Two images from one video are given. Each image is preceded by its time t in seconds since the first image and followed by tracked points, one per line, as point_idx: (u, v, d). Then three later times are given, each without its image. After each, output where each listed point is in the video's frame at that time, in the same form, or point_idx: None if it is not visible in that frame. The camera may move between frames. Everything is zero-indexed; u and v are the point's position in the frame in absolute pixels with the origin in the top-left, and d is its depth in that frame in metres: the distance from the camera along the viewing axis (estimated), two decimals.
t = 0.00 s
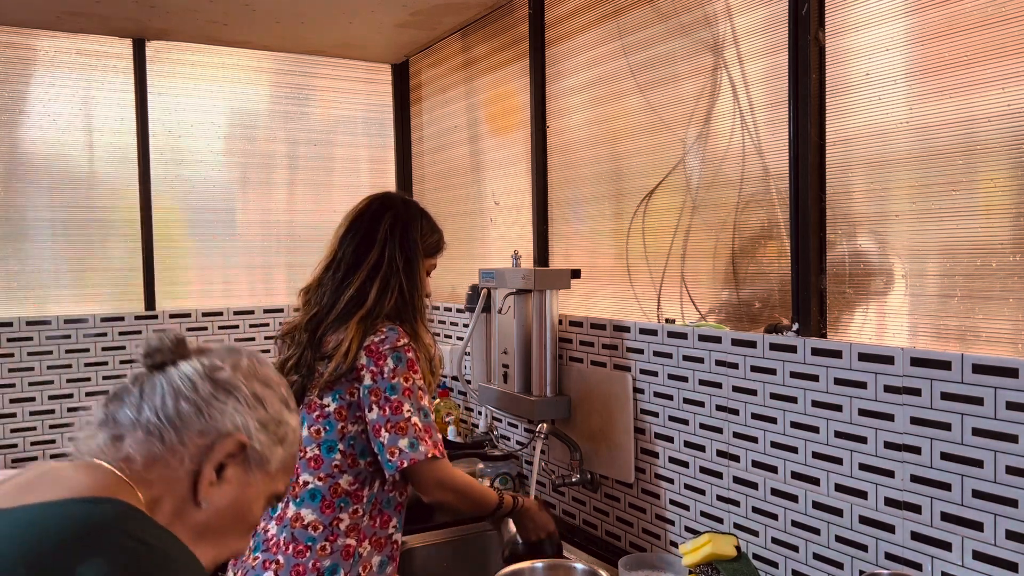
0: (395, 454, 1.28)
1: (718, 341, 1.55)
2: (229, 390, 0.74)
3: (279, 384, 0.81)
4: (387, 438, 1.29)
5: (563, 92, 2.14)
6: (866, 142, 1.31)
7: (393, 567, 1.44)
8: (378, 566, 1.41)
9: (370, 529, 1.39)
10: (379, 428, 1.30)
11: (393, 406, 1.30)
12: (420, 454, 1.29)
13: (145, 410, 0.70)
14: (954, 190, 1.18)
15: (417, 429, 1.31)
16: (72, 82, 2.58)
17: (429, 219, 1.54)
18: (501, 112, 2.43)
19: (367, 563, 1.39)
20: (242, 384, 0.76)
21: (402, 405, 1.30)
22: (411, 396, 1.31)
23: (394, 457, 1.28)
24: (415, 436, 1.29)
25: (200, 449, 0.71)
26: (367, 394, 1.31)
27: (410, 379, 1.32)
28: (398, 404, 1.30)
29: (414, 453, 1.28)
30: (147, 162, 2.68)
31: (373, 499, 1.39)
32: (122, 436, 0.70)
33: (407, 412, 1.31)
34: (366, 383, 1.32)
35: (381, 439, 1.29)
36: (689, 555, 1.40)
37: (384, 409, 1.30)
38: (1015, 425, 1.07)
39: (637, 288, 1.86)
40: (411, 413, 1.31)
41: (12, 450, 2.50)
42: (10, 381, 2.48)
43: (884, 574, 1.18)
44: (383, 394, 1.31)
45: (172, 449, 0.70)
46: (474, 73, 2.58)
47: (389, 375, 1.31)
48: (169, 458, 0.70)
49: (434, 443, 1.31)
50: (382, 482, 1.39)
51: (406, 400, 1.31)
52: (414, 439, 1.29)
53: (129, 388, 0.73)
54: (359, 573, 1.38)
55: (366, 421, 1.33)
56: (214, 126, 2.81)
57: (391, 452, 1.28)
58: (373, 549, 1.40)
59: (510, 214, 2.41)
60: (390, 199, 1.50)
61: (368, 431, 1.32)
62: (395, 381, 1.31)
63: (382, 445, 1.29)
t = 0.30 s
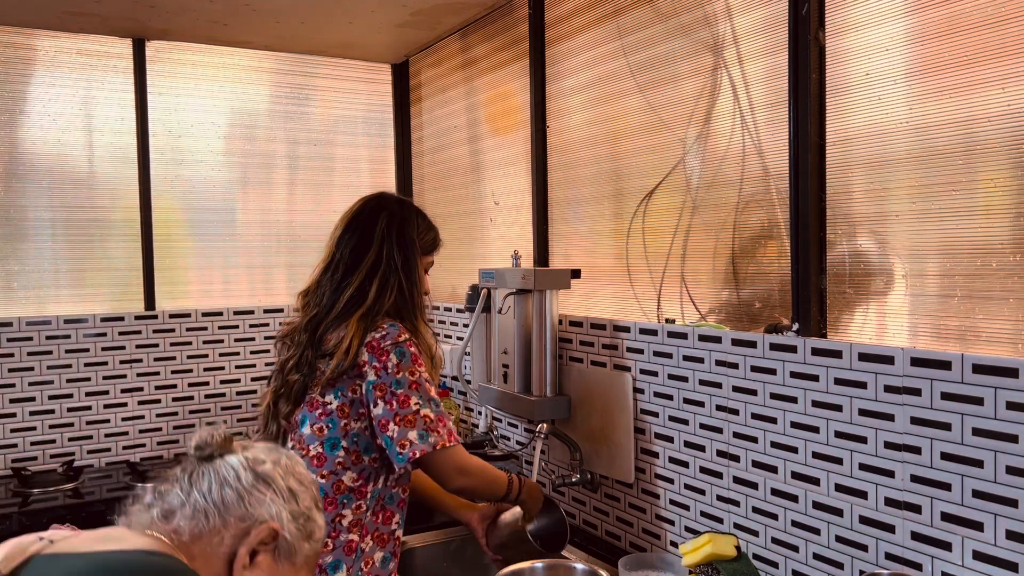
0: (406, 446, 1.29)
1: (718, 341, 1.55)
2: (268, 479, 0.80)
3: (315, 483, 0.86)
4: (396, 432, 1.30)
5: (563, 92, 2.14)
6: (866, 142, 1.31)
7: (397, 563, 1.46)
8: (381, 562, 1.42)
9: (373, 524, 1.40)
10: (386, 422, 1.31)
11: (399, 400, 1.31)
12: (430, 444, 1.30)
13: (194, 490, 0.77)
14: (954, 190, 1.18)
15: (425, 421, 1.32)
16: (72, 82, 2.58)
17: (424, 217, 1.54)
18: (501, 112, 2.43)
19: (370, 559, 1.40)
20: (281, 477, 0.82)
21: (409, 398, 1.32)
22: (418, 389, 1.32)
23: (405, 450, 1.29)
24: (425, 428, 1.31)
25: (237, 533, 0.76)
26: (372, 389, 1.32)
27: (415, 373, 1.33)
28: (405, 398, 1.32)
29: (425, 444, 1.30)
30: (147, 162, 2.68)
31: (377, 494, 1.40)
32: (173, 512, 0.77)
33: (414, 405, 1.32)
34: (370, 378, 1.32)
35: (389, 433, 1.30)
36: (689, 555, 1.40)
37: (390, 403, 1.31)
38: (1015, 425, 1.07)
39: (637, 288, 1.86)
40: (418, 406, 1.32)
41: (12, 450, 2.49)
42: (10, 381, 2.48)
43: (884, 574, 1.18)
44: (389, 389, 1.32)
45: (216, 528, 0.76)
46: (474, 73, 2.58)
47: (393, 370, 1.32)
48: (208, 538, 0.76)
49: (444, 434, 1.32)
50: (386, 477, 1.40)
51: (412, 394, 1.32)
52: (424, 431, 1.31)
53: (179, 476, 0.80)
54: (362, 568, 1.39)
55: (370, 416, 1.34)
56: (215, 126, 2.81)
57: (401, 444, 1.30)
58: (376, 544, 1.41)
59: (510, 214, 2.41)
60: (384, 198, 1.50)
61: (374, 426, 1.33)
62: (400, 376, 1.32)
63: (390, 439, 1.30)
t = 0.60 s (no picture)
0: (415, 440, 1.31)
1: (718, 341, 1.55)
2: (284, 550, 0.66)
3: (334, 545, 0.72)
4: (403, 427, 1.31)
5: (563, 92, 2.14)
6: (866, 142, 1.31)
7: (398, 557, 1.45)
8: (384, 556, 1.42)
9: (375, 519, 1.40)
10: (393, 419, 1.32)
11: (405, 396, 1.33)
12: (437, 438, 1.33)
13: (213, 561, 0.64)
14: (954, 190, 1.18)
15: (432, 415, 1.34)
16: (72, 82, 2.58)
17: (422, 216, 1.55)
18: (501, 112, 2.43)
19: (373, 553, 1.40)
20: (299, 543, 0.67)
21: (415, 394, 1.33)
22: (423, 385, 1.34)
23: (414, 444, 1.31)
24: (431, 422, 1.33)
25: None
26: (377, 387, 1.33)
27: (420, 370, 1.35)
28: (411, 393, 1.33)
29: (431, 438, 1.33)
30: (147, 161, 2.68)
31: (381, 489, 1.40)
32: None
33: (420, 401, 1.34)
34: (375, 376, 1.33)
35: (397, 428, 1.32)
36: (690, 555, 1.40)
37: (396, 399, 1.32)
38: (1015, 425, 1.07)
39: (637, 288, 1.86)
40: (425, 401, 1.34)
41: (12, 450, 2.49)
42: (10, 381, 2.48)
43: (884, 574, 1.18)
44: (394, 386, 1.33)
45: None
46: (474, 73, 2.58)
47: (398, 367, 1.33)
48: None
49: (450, 427, 1.35)
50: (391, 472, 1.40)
51: (418, 390, 1.34)
52: (430, 425, 1.33)
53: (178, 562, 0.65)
54: (364, 562, 1.38)
55: (375, 413, 1.34)
56: (215, 126, 2.81)
57: (410, 439, 1.31)
58: (378, 539, 1.41)
59: (510, 214, 2.41)
60: (382, 198, 1.50)
61: (380, 422, 1.33)
62: (406, 373, 1.33)
63: (398, 434, 1.31)
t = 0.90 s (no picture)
0: (428, 438, 1.32)
1: (718, 341, 1.55)
2: None
3: None
4: (418, 425, 1.32)
5: (563, 92, 2.14)
6: (866, 143, 1.31)
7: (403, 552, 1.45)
8: (389, 551, 1.41)
9: (383, 513, 1.40)
10: (407, 417, 1.33)
11: (420, 395, 1.34)
12: (446, 435, 1.35)
13: None
14: (954, 190, 1.18)
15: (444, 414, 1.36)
16: (72, 82, 2.58)
17: (428, 219, 1.55)
18: (501, 112, 2.43)
19: (379, 547, 1.39)
20: None
21: (428, 393, 1.35)
22: (436, 385, 1.36)
23: (427, 442, 1.32)
24: (442, 420, 1.35)
25: None
26: (392, 386, 1.34)
27: (434, 370, 1.37)
28: (425, 393, 1.35)
29: (441, 436, 1.34)
30: (147, 161, 2.68)
31: (389, 485, 1.40)
32: None
33: (432, 400, 1.35)
34: (389, 377, 1.34)
35: (411, 426, 1.32)
36: (690, 555, 1.40)
37: (411, 399, 1.34)
38: (1015, 425, 1.07)
39: (637, 288, 1.86)
40: (437, 400, 1.36)
41: (12, 450, 2.49)
42: (10, 381, 2.48)
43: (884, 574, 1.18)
44: (409, 386, 1.34)
45: None
46: (474, 73, 2.58)
47: (413, 367, 1.35)
48: None
49: (458, 424, 1.37)
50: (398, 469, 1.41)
51: (431, 389, 1.35)
52: (441, 423, 1.35)
53: None
54: (370, 556, 1.38)
55: (388, 412, 1.35)
56: (214, 126, 2.81)
57: (423, 436, 1.32)
58: (384, 533, 1.40)
59: (510, 214, 2.41)
60: (389, 201, 1.51)
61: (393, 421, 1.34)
62: (420, 373, 1.35)
63: (412, 432, 1.32)
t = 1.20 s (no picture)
0: (421, 438, 1.31)
1: (718, 341, 1.55)
2: None
3: None
4: (411, 424, 1.31)
5: (563, 92, 2.14)
6: (866, 143, 1.31)
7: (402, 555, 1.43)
8: (388, 553, 1.40)
9: (380, 515, 1.38)
10: (399, 416, 1.31)
11: (413, 393, 1.32)
12: (443, 435, 1.32)
13: None
14: (954, 190, 1.18)
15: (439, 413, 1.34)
16: (72, 82, 2.58)
17: (430, 220, 1.55)
18: (501, 112, 2.43)
19: (377, 550, 1.38)
20: None
21: (422, 392, 1.33)
22: (430, 383, 1.34)
23: (419, 442, 1.31)
24: (439, 420, 1.33)
25: None
26: (384, 384, 1.33)
27: (427, 368, 1.35)
28: (418, 391, 1.33)
29: (438, 435, 1.32)
30: (147, 161, 2.68)
31: (387, 486, 1.39)
32: None
33: (426, 399, 1.33)
34: (381, 374, 1.33)
35: (403, 425, 1.31)
36: (690, 555, 1.40)
37: (403, 397, 1.32)
38: (1015, 425, 1.07)
39: (637, 288, 1.86)
40: (432, 399, 1.33)
41: (12, 450, 2.49)
42: (10, 381, 2.48)
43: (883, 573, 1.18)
44: (401, 384, 1.33)
45: None
46: (474, 73, 2.58)
47: (405, 365, 1.33)
48: None
49: (457, 424, 1.35)
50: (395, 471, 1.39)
51: (425, 388, 1.33)
52: (437, 423, 1.32)
53: None
54: (369, 559, 1.36)
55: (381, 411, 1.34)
56: (214, 126, 2.81)
57: (416, 437, 1.31)
58: (382, 536, 1.39)
59: (510, 214, 2.41)
60: (389, 201, 1.51)
61: (386, 420, 1.33)
62: (413, 370, 1.33)
63: (404, 432, 1.31)
